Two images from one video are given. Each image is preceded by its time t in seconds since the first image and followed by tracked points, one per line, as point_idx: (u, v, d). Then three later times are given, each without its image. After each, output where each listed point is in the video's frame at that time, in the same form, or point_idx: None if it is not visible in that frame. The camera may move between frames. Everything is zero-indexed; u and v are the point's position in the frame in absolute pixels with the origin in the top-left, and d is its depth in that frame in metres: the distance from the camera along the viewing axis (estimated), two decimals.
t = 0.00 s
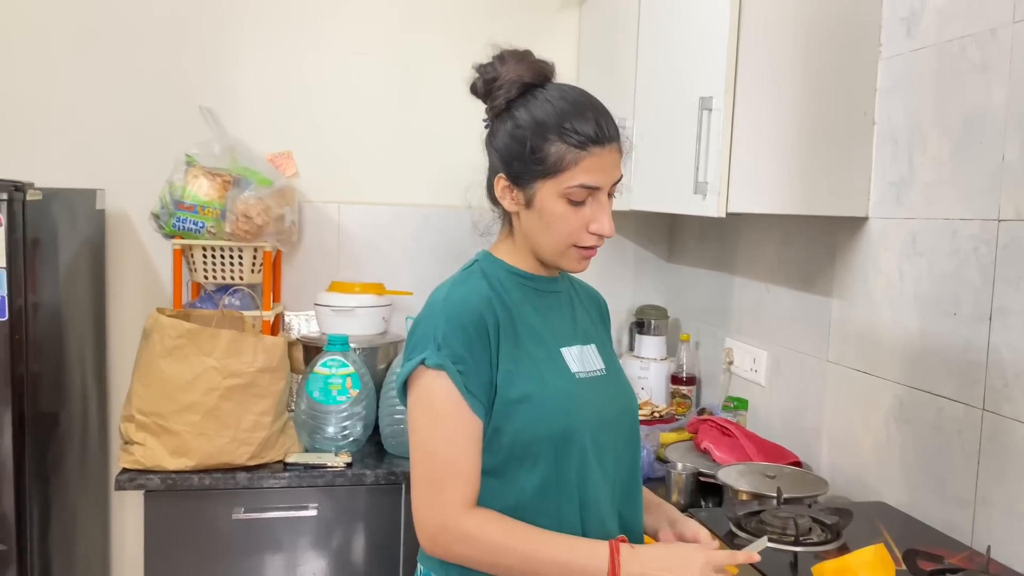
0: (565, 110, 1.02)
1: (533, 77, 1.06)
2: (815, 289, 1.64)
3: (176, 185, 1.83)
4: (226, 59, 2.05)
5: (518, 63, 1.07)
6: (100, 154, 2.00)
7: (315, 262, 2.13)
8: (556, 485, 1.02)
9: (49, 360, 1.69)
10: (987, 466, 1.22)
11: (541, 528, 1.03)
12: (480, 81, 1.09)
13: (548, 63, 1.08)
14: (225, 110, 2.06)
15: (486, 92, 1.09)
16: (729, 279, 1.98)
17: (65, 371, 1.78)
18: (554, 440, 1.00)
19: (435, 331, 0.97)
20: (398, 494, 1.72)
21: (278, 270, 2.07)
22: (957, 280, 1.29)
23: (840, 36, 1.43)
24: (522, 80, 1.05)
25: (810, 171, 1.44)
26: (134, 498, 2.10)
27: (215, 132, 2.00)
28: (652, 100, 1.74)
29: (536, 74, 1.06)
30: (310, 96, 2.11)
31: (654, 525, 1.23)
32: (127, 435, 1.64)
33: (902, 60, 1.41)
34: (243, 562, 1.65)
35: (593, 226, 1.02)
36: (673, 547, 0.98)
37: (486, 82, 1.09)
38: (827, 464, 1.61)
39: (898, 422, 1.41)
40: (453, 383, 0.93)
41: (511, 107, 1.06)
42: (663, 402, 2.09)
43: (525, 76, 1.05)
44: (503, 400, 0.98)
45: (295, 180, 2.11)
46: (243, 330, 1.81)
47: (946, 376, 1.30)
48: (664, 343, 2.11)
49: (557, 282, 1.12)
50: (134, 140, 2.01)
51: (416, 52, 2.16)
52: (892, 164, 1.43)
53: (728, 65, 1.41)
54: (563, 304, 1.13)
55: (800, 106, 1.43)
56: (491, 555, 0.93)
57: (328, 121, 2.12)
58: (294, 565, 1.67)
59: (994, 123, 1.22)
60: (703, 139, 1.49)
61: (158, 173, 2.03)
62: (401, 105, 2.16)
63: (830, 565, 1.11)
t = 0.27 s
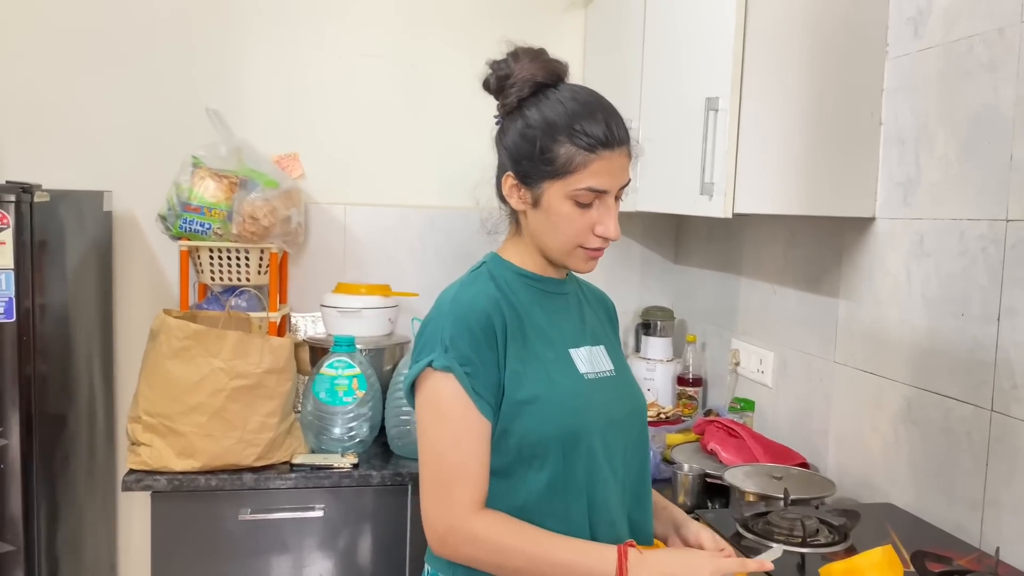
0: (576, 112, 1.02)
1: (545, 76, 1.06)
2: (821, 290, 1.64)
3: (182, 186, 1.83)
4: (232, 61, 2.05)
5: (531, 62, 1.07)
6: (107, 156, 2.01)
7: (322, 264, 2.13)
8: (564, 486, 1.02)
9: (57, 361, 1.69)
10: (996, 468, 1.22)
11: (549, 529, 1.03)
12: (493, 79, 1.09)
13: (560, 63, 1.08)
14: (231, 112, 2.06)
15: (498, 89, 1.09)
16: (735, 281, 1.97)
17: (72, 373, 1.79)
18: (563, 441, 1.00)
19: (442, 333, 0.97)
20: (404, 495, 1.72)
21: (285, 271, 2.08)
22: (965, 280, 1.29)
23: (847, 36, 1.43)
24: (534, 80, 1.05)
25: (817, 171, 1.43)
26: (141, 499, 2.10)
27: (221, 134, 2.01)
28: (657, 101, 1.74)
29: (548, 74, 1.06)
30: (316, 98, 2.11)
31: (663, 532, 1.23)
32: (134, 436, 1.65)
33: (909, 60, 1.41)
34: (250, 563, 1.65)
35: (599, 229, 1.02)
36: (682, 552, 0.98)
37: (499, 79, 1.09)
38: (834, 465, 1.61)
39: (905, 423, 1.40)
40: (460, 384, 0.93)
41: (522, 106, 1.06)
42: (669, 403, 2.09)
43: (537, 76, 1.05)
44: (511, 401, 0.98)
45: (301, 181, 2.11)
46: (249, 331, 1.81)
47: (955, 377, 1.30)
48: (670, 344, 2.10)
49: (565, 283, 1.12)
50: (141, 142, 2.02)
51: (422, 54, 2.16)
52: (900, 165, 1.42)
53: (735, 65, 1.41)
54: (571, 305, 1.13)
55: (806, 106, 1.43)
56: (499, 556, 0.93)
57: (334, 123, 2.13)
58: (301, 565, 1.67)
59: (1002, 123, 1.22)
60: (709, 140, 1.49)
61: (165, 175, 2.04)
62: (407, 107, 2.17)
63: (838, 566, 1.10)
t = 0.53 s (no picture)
0: (577, 108, 1.02)
1: (548, 75, 1.06)
2: (827, 290, 1.63)
3: (187, 188, 1.83)
4: (237, 63, 2.06)
5: (534, 62, 1.07)
6: (113, 158, 2.01)
7: (326, 265, 2.13)
8: (571, 488, 1.02)
9: (62, 363, 1.70)
10: (1003, 469, 1.21)
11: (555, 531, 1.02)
12: (496, 81, 1.10)
13: (564, 63, 1.08)
14: (236, 114, 2.07)
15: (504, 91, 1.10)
16: (740, 282, 1.97)
17: (78, 374, 1.79)
18: (570, 443, 0.99)
19: (450, 333, 0.97)
20: (409, 497, 1.71)
21: (289, 273, 2.08)
22: (972, 281, 1.28)
23: (852, 36, 1.43)
24: (537, 78, 1.05)
25: (822, 171, 1.43)
26: (146, 500, 2.10)
27: (227, 136, 2.01)
28: (662, 102, 1.74)
29: (551, 73, 1.06)
30: (320, 99, 2.11)
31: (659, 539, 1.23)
32: (140, 438, 1.65)
33: (915, 60, 1.40)
34: (254, 565, 1.65)
35: (603, 224, 1.01)
36: (683, 557, 0.98)
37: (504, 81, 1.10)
38: (840, 467, 1.60)
39: (912, 425, 1.40)
40: (468, 384, 0.93)
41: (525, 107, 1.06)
42: (674, 404, 2.09)
43: (539, 74, 1.06)
44: (519, 402, 0.98)
45: (306, 183, 2.12)
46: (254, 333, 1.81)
47: (961, 378, 1.29)
48: (675, 346, 2.10)
49: (572, 285, 1.12)
50: (146, 143, 2.02)
51: (426, 55, 2.17)
52: (905, 165, 1.42)
53: (740, 65, 1.41)
54: (579, 307, 1.13)
55: (812, 107, 1.43)
56: (504, 558, 0.93)
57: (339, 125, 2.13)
58: (305, 567, 1.67)
59: (1008, 123, 1.21)
60: (714, 140, 1.49)
61: (170, 177, 2.04)
62: (411, 108, 2.17)
63: (844, 569, 1.10)
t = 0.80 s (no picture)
0: (546, 98, 1.07)
1: (536, 79, 1.13)
2: (831, 292, 1.63)
3: (190, 191, 1.83)
4: (239, 64, 2.06)
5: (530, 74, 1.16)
6: (115, 160, 2.01)
7: (328, 267, 2.13)
8: (576, 491, 1.01)
9: (65, 365, 1.69)
10: (1009, 471, 1.21)
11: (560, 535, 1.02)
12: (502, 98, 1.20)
13: (558, 71, 1.15)
14: (239, 116, 2.07)
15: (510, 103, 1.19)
16: (744, 283, 1.97)
17: (81, 376, 1.79)
18: (577, 447, 0.99)
19: (457, 334, 0.97)
20: (411, 499, 1.71)
21: (292, 275, 2.07)
22: (977, 282, 1.28)
23: (856, 37, 1.43)
24: (527, 83, 1.13)
25: (826, 172, 1.43)
26: (149, 503, 2.10)
27: (229, 138, 2.01)
28: (665, 103, 1.73)
29: (539, 77, 1.13)
30: (323, 101, 2.11)
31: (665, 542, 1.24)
32: (142, 440, 1.65)
33: (919, 61, 1.40)
34: (257, 567, 1.65)
35: (568, 205, 1.03)
36: (689, 556, 0.98)
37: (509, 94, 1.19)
38: (844, 468, 1.60)
39: (917, 426, 1.39)
40: (474, 386, 0.93)
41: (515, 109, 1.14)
42: (678, 406, 2.08)
43: (528, 80, 1.14)
44: (525, 405, 0.97)
45: (308, 185, 2.11)
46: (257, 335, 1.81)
47: (967, 379, 1.29)
48: (678, 347, 2.10)
49: (578, 287, 1.11)
50: (149, 145, 2.02)
51: (428, 57, 2.16)
52: (910, 166, 1.42)
53: (743, 67, 1.40)
54: (585, 310, 1.12)
55: (815, 108, 1.42)
56: (508, 561, 0.92)
57: (341, 126, 2.13)
58: (308, 569, 1.67)
59: (1014, 124, 1.21)
60: (718, 142, 1.48)
61: (172, 179, 2.04)
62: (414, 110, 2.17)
63: (849, 570, 1.10)
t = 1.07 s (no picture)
0: (538, 97, 1.07)
1: (529, 81, 1.13)
2: (831, 293, 1.63)
3: (189, 192, 1.83)
4: (238, 65, 2.05)
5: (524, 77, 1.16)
6: (114, 161, 2.01)
7: (327, 268, 2.13)
8: (580, 493, 1.01)
9: (64, 367, 1.69)
10: (1010, 472, 1.20)
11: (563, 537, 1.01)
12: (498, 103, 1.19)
13: (552, 74, 1.15)
14: (238, 117, 2.06)
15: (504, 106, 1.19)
16: (744, 284, 1.96)
17: (79, 378, 1.78)
18: (581, 448, 0.98)
19: (461, 334, 0.95)
20: (411, 501, 1.71)
21: (291, 276, 2.07)
22: (978, 283, 1.27)
23: (856, 38, 1.43)
24: (521, 86, 1.13)
25: (827, 173, 1.42)
26: (148, 504, 2.10)
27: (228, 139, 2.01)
28: (665, 104, 1.73)
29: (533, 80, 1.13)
30: (323, 103, 2.11)
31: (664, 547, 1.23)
32: (141, 442, 1.64)
33: (919, 61, 1.40)
34: (256, 569, 1.64)
35: (563, 202, 1.02)
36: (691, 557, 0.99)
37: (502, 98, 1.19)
38: (844, 469, 1.59)
39: (918, 428, 1.39)
40: (479, 386, 0.92)
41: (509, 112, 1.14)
42: (677, 407, 2.08)
43: (522, 83, 1.13)
44: (529, 406, 0.96)
45: (307, 186, 2.11)
46: (256, 336, 1.82)
47: (967, 380, 1.28)
48: (678, 348, 2.09)
49: (579, 289, 1.11)
50: (148, 147, 2.02)
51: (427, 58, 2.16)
52: (910, 167, 1.41)
53: (743, 68, 1.40)
54: (585, 312, 1.12)
55: (816, 109, 1.42)
56: (514, 564, 0.91)
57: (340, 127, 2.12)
58: (308, 571, 1.67)
59: (1014, 124, 1.21)
60: (718, 142, 1.48)
61: (171, 180, 2.04)
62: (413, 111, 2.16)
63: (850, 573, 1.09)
